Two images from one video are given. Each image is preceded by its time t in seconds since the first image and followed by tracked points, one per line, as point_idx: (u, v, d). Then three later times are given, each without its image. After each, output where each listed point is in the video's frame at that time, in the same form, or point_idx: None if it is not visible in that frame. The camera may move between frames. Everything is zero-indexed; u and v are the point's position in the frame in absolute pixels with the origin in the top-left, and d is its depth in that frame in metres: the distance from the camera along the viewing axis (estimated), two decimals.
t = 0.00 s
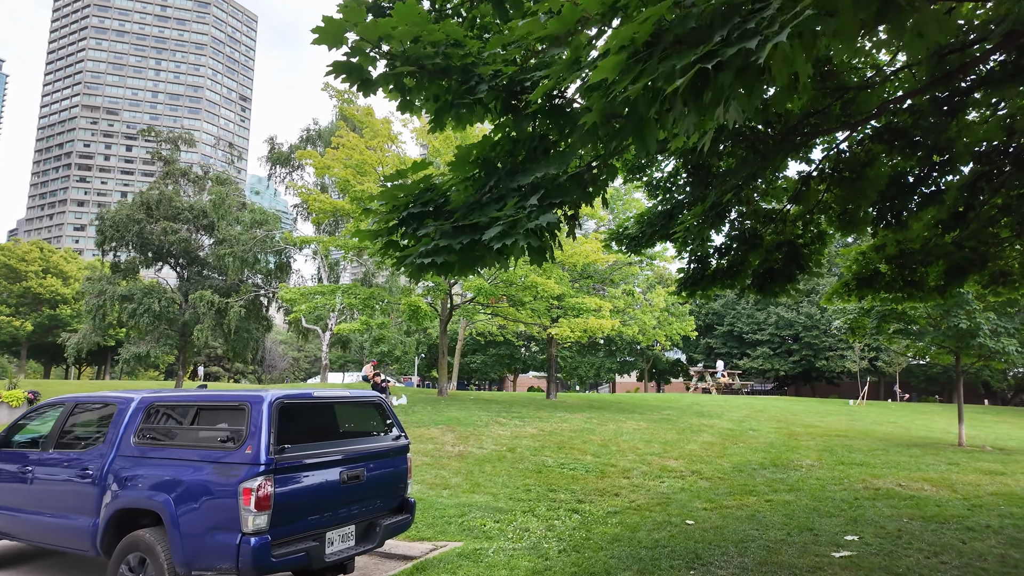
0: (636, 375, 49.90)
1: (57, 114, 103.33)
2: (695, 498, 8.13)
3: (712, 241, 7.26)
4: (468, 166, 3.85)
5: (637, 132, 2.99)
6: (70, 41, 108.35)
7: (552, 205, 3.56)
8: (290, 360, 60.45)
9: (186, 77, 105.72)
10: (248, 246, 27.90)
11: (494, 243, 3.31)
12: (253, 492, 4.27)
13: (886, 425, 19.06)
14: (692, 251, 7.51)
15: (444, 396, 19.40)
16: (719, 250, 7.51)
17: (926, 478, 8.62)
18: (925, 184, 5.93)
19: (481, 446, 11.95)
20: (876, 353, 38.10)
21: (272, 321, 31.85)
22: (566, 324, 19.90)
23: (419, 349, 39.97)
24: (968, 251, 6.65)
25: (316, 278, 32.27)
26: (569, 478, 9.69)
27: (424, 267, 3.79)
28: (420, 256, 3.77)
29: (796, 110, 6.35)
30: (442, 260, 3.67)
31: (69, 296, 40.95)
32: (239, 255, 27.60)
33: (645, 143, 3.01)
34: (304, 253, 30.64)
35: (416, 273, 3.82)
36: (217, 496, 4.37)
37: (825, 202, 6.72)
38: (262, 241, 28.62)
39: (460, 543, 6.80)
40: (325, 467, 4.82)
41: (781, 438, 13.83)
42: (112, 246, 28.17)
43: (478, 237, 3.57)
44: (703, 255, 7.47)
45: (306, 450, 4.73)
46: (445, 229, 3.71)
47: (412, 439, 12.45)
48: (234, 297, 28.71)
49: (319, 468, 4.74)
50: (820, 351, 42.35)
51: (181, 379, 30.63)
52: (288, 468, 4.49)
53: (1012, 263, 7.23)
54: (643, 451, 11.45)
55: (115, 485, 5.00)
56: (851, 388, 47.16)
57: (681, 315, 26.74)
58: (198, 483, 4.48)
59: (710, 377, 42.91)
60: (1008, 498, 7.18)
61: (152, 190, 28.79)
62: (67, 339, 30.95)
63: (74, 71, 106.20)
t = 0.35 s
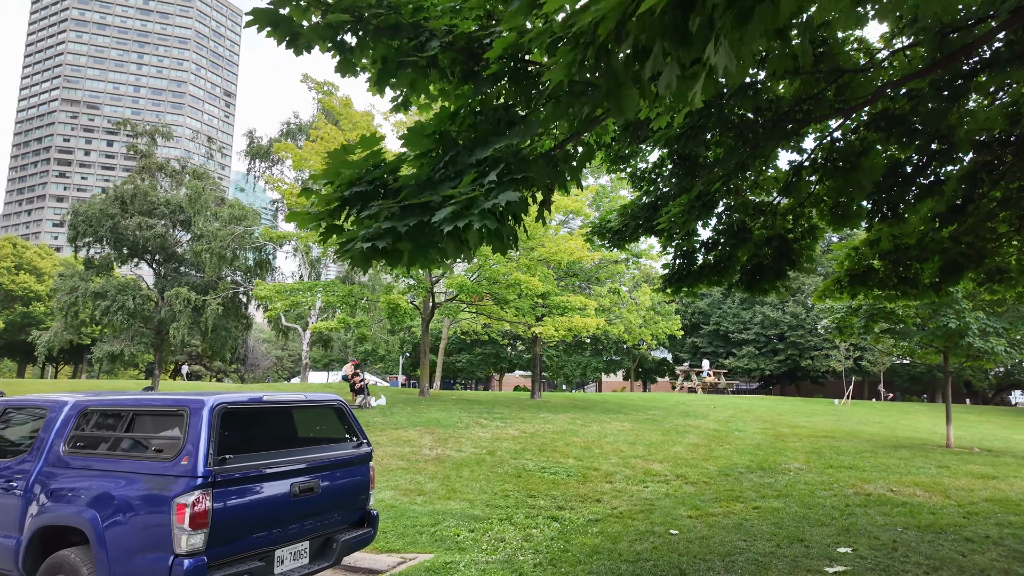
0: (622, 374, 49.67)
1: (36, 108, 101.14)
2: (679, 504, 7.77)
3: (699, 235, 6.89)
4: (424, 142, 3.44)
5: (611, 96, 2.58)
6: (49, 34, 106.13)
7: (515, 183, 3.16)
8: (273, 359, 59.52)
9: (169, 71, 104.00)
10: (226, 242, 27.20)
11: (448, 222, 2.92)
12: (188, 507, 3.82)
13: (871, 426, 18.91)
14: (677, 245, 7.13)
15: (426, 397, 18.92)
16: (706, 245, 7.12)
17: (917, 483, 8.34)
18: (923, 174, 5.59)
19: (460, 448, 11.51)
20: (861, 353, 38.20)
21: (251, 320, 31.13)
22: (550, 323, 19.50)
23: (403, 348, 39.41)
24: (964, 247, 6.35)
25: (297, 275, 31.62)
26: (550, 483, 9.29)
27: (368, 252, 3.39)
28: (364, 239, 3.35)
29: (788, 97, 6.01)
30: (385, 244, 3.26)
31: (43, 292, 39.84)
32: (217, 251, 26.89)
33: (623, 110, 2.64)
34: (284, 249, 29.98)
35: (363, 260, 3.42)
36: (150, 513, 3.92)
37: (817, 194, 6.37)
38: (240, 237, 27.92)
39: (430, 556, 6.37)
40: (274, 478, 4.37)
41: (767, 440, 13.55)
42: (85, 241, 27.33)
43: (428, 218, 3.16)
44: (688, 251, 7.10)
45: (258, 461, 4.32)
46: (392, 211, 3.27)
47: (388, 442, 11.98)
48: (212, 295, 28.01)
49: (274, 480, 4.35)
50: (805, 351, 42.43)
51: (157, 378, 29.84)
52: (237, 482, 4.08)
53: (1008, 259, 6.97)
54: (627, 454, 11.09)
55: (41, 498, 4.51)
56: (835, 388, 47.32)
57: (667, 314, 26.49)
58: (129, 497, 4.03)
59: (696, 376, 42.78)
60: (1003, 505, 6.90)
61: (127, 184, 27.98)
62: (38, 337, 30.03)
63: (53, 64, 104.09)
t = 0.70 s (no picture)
0: (607, 373, 49.44)
1: (11, 101, 98.80)
2: (661, 508, 7.40)
3: (681, 224, 6.55)
4: (358, 92, 2.88)
5: (572, 29, 2.39)
6: (26, 26, 103.76)
7: (459, 133, 2.71)
8: (254, 358, 58.48)
9: (149, 66, 102.16)
10: (201, 237, 26.44)
11: (376, 177, 2.42)
12: (102, 520, 3.33)
13: (854, 424, 18.78)
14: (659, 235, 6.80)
15: (404, 396, 18.41)
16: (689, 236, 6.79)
17: (905, 484, 8.07)
18: (919, 157, 5.23)
19: (436, 449, 11.06)
20: (843, 352, 38.33)
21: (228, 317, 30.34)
22: (532, 320, 19.06)
23: (385, 346, 38.81)
24: (958, 238, 6.05)
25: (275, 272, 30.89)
26: (528, 485, 8.87)
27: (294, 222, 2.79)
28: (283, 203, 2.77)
29: (775, 77, 5.68)
30: (306, 209, 2.68)
31: (12, 290, 38.56)
32: (191, 246, 26.11)
33: (583, 42, 2.39)
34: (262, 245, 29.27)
35: (286, 232, 2.80)
36: (60, 528, 3.44)
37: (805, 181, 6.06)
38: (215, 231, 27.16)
39: (395, 566, 5.94)
40: (207, 487, 3.91)
41: (752, 439, 13.27)
42: (53, 235, 26.40)
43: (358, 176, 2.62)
44: (671, 241, 6.76)
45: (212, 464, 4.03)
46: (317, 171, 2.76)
47: (361, 443, 11.47)
48: (186, 292, 27.22)
49: (227, 483, 4.05)
50: (788, 350, 42.51)
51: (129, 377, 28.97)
52: (188, 486, 3.78)
53: (1001, 251, 6.70)
54: (608, 454, 10.71)
55: None
56: (818, 387, 47.51)
57: (652, 312, 26.22)
58: (39, 509, 3.54)
59: (680, 375, 42.66)
60: (996, 507, 6.63)
61: (97, 178, 27.08)
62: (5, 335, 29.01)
63: (29, 57, 101.72)
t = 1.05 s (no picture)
0: (597, 373, 49.18)
1: None
2: (652, 515, 7.01)
3: (675, 215, 6.17)
4: (297, 37, 2.44)
5: None
6: (7, 20, 101.97)
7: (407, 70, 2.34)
8: (240, 358, 57.70)
9: (135, 61, 100.77)
10: (182, 233, 25.79)
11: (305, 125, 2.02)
12: (13, 540, 2.84)
13: (846, 425, 18.56)
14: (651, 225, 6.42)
15: (389, 396, 17.94)
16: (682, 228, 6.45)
17: (904, 488, 7.75)
18: (930, 140, 4.78)
19: (418, 451, 10.63)
20: (833, 352, 38.30)
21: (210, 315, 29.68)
22: (520, 318, 18.60)
23: (372, 346, 38.25)
24: (965, 229, 5.73)
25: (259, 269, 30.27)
26: (512, 490, 8.47)
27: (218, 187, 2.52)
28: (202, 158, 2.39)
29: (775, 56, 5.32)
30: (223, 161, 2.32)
31: None
32: (172, 243, 25.45)
33: None
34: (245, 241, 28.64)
35: (205, 199, 2.53)
36: None
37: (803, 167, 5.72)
38: (196, 227, 26.49)
39: None
40: (143, 499, 3.46)
41: (744, 440, 12.96)
42: (28, 231, 25.62)
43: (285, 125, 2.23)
44: (664, 233, 6.38)
45: (170, 471, 3.72)
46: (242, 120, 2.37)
47: (340, 445, 11.02)
48: (166, 289, 26.54)
49: (184, 493, 3.71)
50: (777, 350, 42.45)
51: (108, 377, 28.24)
52: (141, 495, 3.44)
53: (1009, 245, 6.36)
54: (597, 457, 10.33)
55: None
56: (807, 387, 47.53)
57: (642, 311, 25.92)
58: None
59: (670, 374, 42.43)
60: (1001, 513, 6.32)
61: (74, 172, 26.31)
62: None
63: (12, 51, 100.01)
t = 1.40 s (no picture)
0: (588, 373, 48.84)
1: None
2: (646, 525, 6.62)
3: (670, 206, 5.85)
4: None
5: None
6: None
7: None
8: (228, 359, 56.90)
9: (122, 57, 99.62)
10: (164, 230, 25.15)
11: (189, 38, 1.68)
12: None
13: (840, 426, 18.30)
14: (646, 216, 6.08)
15: (376, 397, 17.50)
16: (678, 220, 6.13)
17: (908, 495, 7.41)
18: (948, 124, 4.39)
19: (401, 456, 10.20)
20: (824, 352, 38.21)
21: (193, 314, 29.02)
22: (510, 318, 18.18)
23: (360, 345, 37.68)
24: (978, 222, 5.35)
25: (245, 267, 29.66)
26: (499, 497, 8.05)
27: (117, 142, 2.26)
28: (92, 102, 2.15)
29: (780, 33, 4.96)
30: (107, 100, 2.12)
31: None
32: (154, 240, 24.80)
33: None
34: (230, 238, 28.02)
35: (97, 158, 2.32)
36: None
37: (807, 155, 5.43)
38: (179, 224, 25.84)
39: None
40: (69, 519, 2.97)
41: (738, 443, 12.61)
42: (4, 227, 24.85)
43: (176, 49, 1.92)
44: (659, 224, 6.05)
45: (128, 483, 3.40)
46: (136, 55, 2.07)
47: (321, 449, 10.58)
48: (149, 288, 25.93)
49: (143, 508, 3.38)
50: (769, 350, 42.32)
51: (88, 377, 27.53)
52: (96, 511, 3.12)
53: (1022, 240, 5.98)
54: (588, 461, 9.94)
55: None
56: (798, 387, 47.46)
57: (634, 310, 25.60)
58: None
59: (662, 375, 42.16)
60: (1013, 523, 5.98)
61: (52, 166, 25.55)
62: None
63: None
